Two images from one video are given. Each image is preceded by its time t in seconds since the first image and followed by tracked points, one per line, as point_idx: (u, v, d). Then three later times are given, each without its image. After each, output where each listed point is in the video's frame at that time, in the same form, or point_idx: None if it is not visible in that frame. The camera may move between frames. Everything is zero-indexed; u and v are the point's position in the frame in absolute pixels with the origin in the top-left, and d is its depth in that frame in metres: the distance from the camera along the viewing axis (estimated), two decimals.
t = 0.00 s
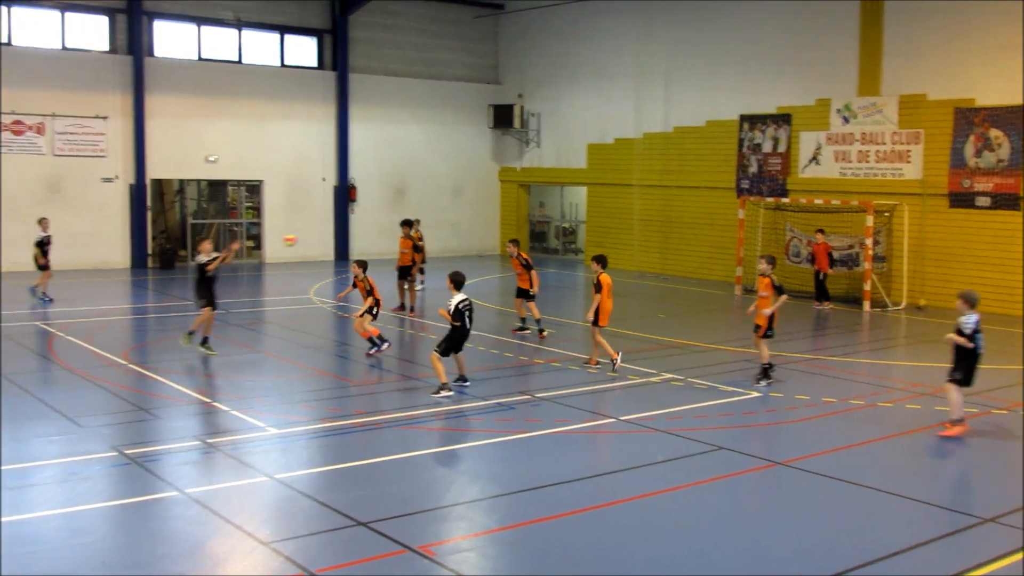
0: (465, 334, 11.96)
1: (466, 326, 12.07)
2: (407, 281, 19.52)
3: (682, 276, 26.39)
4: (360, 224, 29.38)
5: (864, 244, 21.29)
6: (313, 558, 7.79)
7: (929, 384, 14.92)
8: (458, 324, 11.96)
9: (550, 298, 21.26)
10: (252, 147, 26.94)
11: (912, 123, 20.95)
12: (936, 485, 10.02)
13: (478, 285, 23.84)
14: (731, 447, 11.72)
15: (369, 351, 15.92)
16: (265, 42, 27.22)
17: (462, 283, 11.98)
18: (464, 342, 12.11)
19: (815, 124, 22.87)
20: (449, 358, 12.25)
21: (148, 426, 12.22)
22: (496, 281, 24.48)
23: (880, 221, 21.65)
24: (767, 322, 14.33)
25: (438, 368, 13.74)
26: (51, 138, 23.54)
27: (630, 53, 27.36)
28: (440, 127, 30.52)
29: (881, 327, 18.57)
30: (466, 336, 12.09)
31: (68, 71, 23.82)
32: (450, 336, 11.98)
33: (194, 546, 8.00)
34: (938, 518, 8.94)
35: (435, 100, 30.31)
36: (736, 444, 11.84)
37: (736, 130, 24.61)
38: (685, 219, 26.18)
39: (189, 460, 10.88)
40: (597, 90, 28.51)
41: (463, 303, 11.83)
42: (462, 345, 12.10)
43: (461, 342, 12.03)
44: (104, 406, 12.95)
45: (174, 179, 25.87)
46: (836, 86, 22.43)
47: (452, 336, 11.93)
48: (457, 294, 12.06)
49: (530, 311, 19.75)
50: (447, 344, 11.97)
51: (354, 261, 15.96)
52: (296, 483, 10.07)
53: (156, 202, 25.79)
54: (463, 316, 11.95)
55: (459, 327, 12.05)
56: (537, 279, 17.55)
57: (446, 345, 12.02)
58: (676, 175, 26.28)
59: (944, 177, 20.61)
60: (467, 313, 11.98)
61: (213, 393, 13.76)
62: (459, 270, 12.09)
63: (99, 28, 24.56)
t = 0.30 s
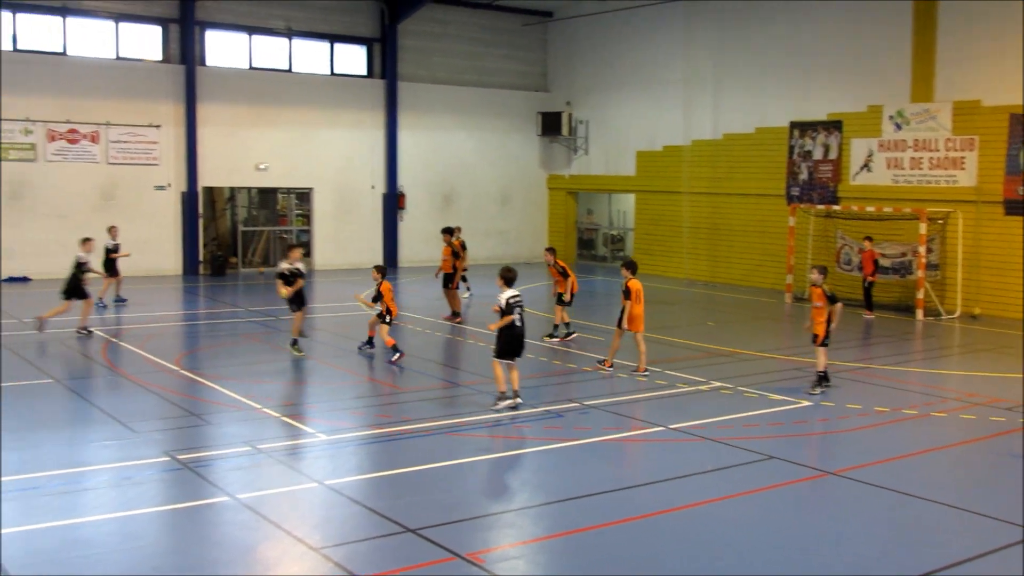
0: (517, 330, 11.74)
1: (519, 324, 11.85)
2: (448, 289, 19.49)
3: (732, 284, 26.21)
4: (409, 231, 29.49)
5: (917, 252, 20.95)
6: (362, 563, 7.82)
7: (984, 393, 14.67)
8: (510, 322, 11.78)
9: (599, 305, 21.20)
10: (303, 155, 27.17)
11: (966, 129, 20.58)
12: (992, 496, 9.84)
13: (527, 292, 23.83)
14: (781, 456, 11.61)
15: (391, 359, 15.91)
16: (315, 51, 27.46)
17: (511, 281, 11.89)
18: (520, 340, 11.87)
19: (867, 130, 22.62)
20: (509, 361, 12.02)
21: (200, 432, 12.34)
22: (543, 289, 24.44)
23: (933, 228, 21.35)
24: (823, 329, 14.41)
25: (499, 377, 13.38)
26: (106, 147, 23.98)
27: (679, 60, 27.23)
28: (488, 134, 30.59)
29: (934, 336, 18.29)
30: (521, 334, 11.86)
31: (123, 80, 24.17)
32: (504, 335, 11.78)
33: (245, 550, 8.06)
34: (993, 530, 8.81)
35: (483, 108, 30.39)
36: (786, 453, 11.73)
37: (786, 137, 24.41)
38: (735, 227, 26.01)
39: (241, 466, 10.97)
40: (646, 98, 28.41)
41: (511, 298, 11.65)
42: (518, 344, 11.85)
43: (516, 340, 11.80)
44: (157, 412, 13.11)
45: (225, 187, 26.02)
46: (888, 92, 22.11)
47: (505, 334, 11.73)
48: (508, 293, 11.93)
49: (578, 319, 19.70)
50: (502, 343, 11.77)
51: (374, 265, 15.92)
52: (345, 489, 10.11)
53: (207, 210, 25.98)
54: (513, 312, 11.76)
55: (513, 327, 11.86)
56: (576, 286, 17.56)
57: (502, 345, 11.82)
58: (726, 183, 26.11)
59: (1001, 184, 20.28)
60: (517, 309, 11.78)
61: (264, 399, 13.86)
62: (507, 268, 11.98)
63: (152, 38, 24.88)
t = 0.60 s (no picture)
0: (556, 350, 11.56)
1: (561, 344, 11.65)
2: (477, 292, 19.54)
3: (769, 289, 26.03)
4: (444, 237, 29.54)
5: (956, 257, 20.68)
6: (398, 568, 7.85)
7: None
8: (550, 343, 11.65)
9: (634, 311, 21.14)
10: (338, 161, 27.30)
11: (1007, 133, 20.10)
12: None
13: (562, 297, 23.81)
14: (820, 463, 11.52)
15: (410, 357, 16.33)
16: (351, 58, 27.60)
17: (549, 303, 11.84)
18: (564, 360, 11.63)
19: (906, 134, 22.25)
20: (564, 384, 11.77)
21: (236, 437, 12.43)
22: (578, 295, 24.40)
23: (973, 233, 20.96)
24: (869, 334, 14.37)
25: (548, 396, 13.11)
26: (145, 154, 24.37)
27: (716, 64, 27.10)
28: (521, 139, 30.52)
29: (974, 342, 18.09)
30: (564, 353, 11.62)
31: (161, 88, 24.47)
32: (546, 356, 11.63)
33: (281, 555, 8.10)
34: None
35: (517, 113, 30.36)
36: (825, 460, 11.63)
37: (823, 141, 24.22)
38: (771, 232, 25.83)
39: (277, 471, 11.03)
40: (682, 103, 28.31)
41: (542, 319, 11.59)
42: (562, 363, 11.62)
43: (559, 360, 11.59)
44: (195, 417, 13.23)
45: (263, 194, 26.31)
46: (927, 96, 21.86)
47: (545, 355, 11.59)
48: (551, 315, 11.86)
49: (613, 324, 19.65)
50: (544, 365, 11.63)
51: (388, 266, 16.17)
52: (382, 495, 10.14)
53: (245, 216, 26.26)
54: (551, 332, 11.62)
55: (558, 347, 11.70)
56: (604, 293, 17.47)
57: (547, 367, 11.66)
58: (762, 187, 25.95)
59: None
60: (554, 328, 11.63)
61: (300, 405, 13.94)
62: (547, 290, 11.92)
63: (190, 46, 25.11)
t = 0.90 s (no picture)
0: (582, 351, 11.58)
1: (589, 346, 11.58)
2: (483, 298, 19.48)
3: (789, 294, 25.94)
4: (463, 241, 29.52)
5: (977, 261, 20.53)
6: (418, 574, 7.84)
7: None
8: (578, 343, 11.62)
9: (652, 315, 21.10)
10: (358, 165, 27.33)
11: None
12: None
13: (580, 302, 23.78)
14: (841, 468, 11.52)
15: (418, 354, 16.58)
16: (371, 62, 27.64)
17: (584, 302, 11.81)
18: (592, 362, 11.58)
19: (927, 138, 22.12)
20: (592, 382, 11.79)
21: (256, 441, 12.47)
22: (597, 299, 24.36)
23: (994, 238, 20.76)
24: (897, 337, 14.30)
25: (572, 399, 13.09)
26: (166, 159, 24.44)
27: (735, 68, 27.05)
28: (539, 142, 30.47)
29: (995, 347, 17.98)
30: (591, 356, 11.55)
31: (182, 93, 24.54)
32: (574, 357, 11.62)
33: (300, 560, 8.11)
34: None
35: (535, 116, 30.33)
36: (847, 465, 11.62)
37: (843, 146, 24.14)
38: (791, 236, 25.75)
39: (296, 475, 11.07)
40: (701, 107, 28.26)
41: (572, 321, 11.48)
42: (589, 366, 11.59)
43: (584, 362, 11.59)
44: (214, 421, 13.27)
45: (282, 199, 26.43)
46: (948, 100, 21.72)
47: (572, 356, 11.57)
48: (584, 314, 11.86)
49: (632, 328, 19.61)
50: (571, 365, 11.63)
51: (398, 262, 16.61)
52: (401, 499, 10.16)
53: (264, 221, 26.54)
54: (580, 334, 11.52)
55: (585, 348, 11.66)
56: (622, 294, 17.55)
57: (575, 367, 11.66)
58: (783, 192, 25.88)
59: None
60: (583, 331, 11.52)
61: (319, 410, 13.97)
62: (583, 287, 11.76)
63: (211, 51, 25.18)
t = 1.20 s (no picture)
0: (595, 353, 11.83)
1: (604, 347, 11.84)
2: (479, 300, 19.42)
3: (789, 297, 25.97)
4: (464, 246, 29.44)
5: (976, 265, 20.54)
6: None
7: None
8: (596, 344, 11.87)
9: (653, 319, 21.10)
10: (358, 168, 27.32)
11: None
12: None
13: (579, 305, 23.77)
14: (838, 471, 11.58)
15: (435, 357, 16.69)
16: (374, 66, 27.60)
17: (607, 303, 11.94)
18: (604, 365, 11.81)
19: (929, 142, 22.17)
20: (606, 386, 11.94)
21: (255, 445, 12.46)
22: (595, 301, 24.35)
23: (994, 242, 20.82)
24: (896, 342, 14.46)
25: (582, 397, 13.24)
26: (167, 162, 24.42)
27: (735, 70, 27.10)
28: (536, 143, 30.41)
29: (995, 351, 18.00)
30: (604, 358, 11.81)
31: (183, 96, 24.50)
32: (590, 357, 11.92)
33: (301, 565, 8.11)
34: None
35: (534, 117, 30.29)
36: (845, 468, 11.69)
37: (844, 150, 24.19)
38: (791, 240, 25.79)
39: (295, 479, 11.09)
40: (703, 110, 28.29)
41: (592, 321, 11.84)
42: (600, 367, 11.82)
43: (597, 363, 11.84)
44: (213, 425, 13.26)
45: (283, 202, 26.15)
46: (948, 105, 21.76)
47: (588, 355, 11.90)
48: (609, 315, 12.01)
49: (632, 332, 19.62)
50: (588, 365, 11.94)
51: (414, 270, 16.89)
52: (399, 503, 10.18)
53: (264, 225, 25.99)
54: (597, 335, 11.84)
55: (604, 350, 11.90)
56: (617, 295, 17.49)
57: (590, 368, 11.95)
58: (782, 196, 25.91)
59: None
60: (601, 332, 11.84)
61: (318, 413, 13.96)
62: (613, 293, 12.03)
63: (213, 53, 25.14)
